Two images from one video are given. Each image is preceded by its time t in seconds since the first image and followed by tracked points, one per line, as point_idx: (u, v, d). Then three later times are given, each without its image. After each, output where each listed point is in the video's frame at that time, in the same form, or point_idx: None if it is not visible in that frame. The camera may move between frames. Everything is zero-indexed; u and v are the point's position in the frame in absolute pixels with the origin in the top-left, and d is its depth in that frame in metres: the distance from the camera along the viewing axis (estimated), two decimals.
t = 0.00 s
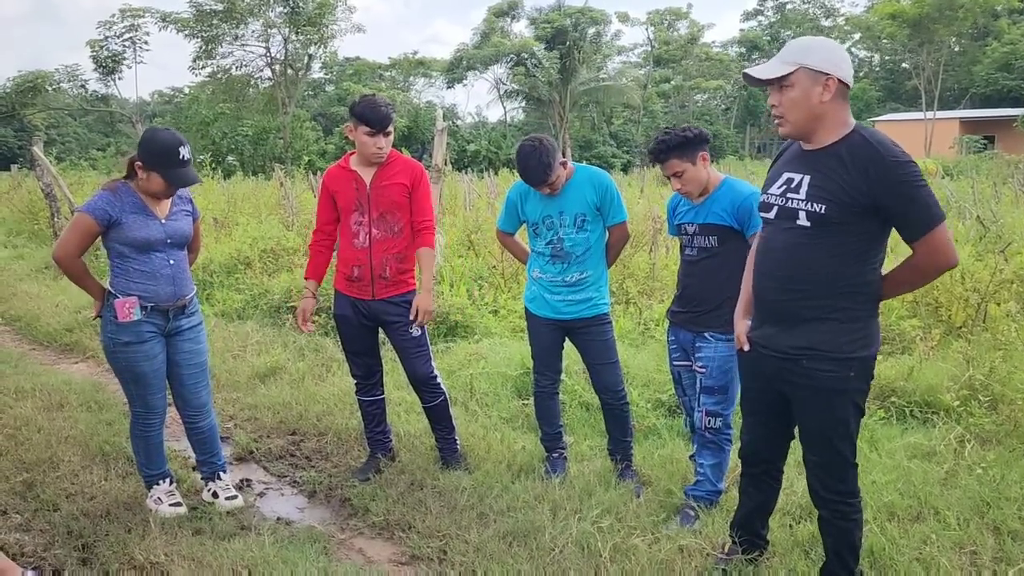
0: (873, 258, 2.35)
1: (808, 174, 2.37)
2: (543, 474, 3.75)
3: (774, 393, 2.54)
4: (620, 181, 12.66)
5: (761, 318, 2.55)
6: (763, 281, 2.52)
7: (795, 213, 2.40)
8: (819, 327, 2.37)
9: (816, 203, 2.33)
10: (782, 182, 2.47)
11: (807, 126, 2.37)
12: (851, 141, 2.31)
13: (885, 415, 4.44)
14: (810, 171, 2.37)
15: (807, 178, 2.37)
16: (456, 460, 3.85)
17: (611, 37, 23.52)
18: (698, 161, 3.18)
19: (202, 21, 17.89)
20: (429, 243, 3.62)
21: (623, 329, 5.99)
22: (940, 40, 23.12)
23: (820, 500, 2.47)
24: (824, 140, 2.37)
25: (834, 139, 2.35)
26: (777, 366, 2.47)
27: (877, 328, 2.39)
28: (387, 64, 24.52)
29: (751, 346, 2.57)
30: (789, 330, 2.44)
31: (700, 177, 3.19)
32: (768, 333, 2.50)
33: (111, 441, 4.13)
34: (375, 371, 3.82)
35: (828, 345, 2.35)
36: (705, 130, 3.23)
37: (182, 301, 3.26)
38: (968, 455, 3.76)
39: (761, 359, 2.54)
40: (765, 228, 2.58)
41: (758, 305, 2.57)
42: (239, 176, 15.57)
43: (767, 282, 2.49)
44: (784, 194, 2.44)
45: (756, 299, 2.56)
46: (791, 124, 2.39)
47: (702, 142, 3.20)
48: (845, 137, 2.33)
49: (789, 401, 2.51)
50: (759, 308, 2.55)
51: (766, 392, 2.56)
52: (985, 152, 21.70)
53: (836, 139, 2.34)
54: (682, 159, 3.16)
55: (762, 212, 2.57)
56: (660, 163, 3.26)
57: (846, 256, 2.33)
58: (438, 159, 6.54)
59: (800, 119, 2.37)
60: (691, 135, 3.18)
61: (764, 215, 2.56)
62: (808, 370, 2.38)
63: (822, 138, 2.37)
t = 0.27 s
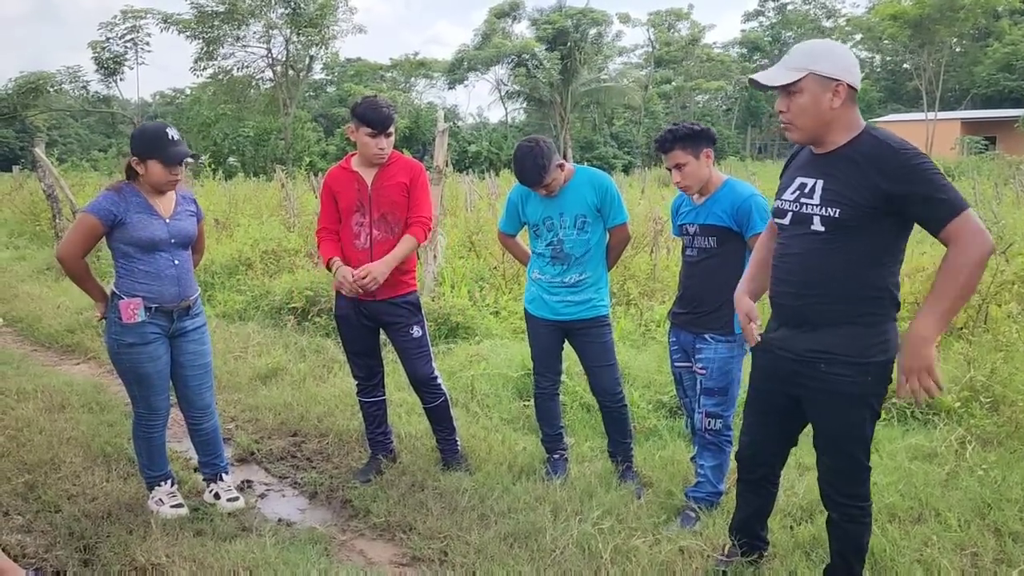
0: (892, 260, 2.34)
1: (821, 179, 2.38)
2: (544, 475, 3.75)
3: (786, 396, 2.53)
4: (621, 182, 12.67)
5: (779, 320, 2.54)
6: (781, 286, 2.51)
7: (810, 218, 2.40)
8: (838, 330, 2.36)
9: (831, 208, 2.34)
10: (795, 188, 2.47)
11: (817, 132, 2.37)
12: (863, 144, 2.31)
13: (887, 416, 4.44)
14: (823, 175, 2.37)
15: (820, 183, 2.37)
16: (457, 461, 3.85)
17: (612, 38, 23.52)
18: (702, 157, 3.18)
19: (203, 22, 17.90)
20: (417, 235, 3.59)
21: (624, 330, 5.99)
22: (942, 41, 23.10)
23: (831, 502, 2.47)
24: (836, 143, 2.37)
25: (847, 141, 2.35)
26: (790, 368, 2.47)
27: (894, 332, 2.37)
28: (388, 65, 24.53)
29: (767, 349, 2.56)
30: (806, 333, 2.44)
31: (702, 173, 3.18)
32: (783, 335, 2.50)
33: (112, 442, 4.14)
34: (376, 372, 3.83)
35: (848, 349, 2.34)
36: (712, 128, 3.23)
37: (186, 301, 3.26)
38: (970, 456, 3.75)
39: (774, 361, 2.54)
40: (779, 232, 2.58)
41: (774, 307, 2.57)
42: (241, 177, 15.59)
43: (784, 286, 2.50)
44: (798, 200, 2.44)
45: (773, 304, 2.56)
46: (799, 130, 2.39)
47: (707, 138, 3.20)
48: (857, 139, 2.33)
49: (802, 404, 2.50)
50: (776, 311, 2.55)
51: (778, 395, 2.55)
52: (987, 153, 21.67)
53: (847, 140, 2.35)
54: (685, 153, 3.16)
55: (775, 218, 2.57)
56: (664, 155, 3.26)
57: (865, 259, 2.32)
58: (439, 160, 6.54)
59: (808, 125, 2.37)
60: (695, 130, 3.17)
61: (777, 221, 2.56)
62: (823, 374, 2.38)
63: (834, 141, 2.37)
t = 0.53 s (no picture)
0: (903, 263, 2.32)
1: (832, 178, 2.38)
2: (547, 475, 3.75)
3: (796, 397, 2.53)
4: (624, 182, 12.68)
5: (791, 321, 2.53)
6: (796, 286, 2.51)
7: (819, 219, 2.41)
8: (851, 332, 2.34)
9: (838, 209, 2.34)
10: (808, 188, 2.48)
11: (836, 131, 2.34)
12: (877, 145, 2.29)
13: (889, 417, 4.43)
14: (833, 175, 2.37)
15: (830, 183, 2.38)
16: (459, 462, 3.85)
17: (614, 38, 23.51)
18: (708, 156, 3.19)
19: (206, 23, 17.91)
20: (442, 242, 3.70)
21: (626, 330, 5.99)
22: (944, 41, 23.06)
23: (837, 503, 2.47)
24: (851, 142, 2.36)
25: (861, 140, 2.33)
26: (801, 369, 2.46)
27: (907, 335, 2.36)
28: (391, 65, 24.54)
29: (781, 350, 2.56)
30: (819, 335, 2.42)
31: (706, 171, 3.19)
32: (796, 337, 2.49)
33: (116, 443, 4.14)
34: (379, 372, 3.83)
35: (861, 352, 2.32)
36: (720, 127, 3.24)
37: (190, 301, 3.26)
38: (973, 457, 3.75)
39: (786, 361, 2.53)
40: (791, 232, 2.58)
41: (787, 308, 2.56)
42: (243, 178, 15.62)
43: (797, 287, 2.49)
44: (809, 200, 2.45)
45: (787, 305, 2.56)
46: (818, 131, 2.36)
47: (715, 136, 3.21)
48: (871, 138, 2.32)
49: (812, 405, 2.49)
50: (789, 312, 2.54)
51: (789, 396, 2.55)
52: (990, 153, 21.65)
53: (861, 140, 2.33)
54: (692, 148, 3.17)
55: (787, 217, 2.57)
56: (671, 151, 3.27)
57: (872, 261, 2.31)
58: (442, 160, 6.54)
59: (827, 125, 2.34)
60: (705, 127, 3.19)
61: (788, 220, 2.57)
62: (834, 376, 2.37)
63: (850, 139, 2.35)
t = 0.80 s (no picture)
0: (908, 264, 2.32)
1: (836, 177, 2.37)
2: (550, 475, 3.76)
3: (800, 398, 2.53)
4: (627, 182, 12.68)
5: (795, 322, 2.53)
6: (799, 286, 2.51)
7: (823, 217, 2.41)
8: (853, 335, 2.34)
9: (841, 208, 2.34)
10: (814, 185, 2.48)
11: (843, 130, 2.34)
12: (884, 144, 2.27)
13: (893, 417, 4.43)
14: (838, 174, 2.37)
15: (835, 181, 2.37)
16: (462, 461, 3.85)
17: (617, 38, 23.48)
18: (714, 155, 3.20)
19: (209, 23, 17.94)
20: (464, 230, 3.80)
21: (629, 330, 5.99)
22: (949, 41, 23.00)
23: (840, 504, 2.47)
24: (857, 142, 2.35)
25: (867, 140, 2.32)
26: (805, 370, 2.47)
27: (912, 337, 2.35)
28: (394, 65, 24.55)
29: (785, 351, 2.56)
30: (821, 336, 2.42)
31: (712, 170, 3.20)
32: (800, 338, 2.49)
33: (120, 442, 4.15)
34: (382, 372, 3.83)
35: (862, 354, 2.32)
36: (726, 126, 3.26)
37: (196, 300, 3.27)
38: (976, 457, 3.74)
39: (790, 362, 2.54)
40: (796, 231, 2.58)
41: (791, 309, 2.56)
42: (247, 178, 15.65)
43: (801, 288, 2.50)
44: (813, 198, 2.45)
45: (791, 306, 2.56)
46: (826, 129, 2.36)
47: (722, 135, 3.21)
48: (877, 139, 2.30)
49: (816, 407, 2.49)
50: (793, 313, 2.54)
51: (793, 397, 2.55)
52: (994, 153, 21.61)
53: (870, 138, 2.32)
54: (699, 147, 3.18)
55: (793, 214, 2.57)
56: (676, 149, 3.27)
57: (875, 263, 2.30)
58: (445, 160, 6.55)
59: (835, 123, 2.34)
60: (713, 126, 3.19)
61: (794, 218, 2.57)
62: (837, 378, 2.37)
63: (856, 139, 2.35)
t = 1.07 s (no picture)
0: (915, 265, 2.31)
1: (846, 175, 2.36)
2: (552, 474, 3.76)
3: (804, 398, 2.54)
4: (630, 181, 12.68)
5: (801, 322, 2.53)
6: (804, 285, 2.51)
7: (833, 215, 2.39)
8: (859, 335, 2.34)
9: (853, 206, 2.32)
10: (820, 184, 2.46)
11: (848, 127, 2.35)
12: (894, 141, 2.27)
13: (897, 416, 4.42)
14: (847, 172, 2.36)
15: (845, 179, 2.36)
16: (465, 460, 3.85)
17: (621, 38, 23.44)
18: (720, 153, 3.20)
19: (213, 22, 17.96)
20: (458, 234, 3.72)
21: (632, 329, 5.98)
22: (953, 39, 22.94)
23: (844, 503, 2.46)
24: (865, 140, 2.34)
25: (875, 138, 2.32)
26: (811, 371, 2.46)
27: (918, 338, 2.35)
28: (397, 64, 24.54)
29: (790, 350, 2.56)
30: (828, 336, 2.42)
31: (718, 169, 3.19)
32: (806, 338, 2.49)
33: (123, 440, 4.16)
34: (385, 371, 3.84)
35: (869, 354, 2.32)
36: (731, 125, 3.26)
37: (199, 299, 3.27)
38: (980, 457, 3.73)
39: (795, 362, 2.53)
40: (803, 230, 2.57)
41: (796, 309, 2.56)
42: (251, 177, 15.66)
43: (807, 287, 2.49)
44: (822, 196, 2.43)
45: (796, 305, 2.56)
46: (831, 125, 2.37)
47: (726, 134, 3.22)
48: (886, 136, 2.30)
49: (821, 407, 2.50)
50: (799, 312, 2.54)
51: (797, 397, 2.55)
52: (999, 152, 21.55)
53: (877, 138, 2.31)
54: (705, 145, 3.17)
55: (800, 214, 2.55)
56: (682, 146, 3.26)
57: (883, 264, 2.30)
58: (448, 159, 6.55)
59: (839, 120, 2.35)
60: (718, 124, 3.19)
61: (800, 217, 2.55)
62: (843, 378, 2.37)
63: (863, 137, 2.35)
